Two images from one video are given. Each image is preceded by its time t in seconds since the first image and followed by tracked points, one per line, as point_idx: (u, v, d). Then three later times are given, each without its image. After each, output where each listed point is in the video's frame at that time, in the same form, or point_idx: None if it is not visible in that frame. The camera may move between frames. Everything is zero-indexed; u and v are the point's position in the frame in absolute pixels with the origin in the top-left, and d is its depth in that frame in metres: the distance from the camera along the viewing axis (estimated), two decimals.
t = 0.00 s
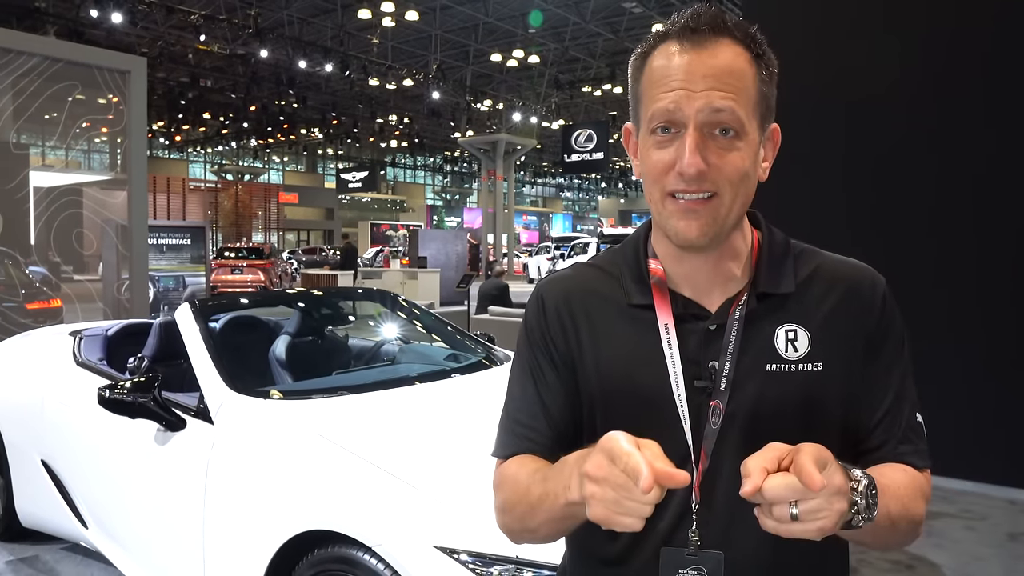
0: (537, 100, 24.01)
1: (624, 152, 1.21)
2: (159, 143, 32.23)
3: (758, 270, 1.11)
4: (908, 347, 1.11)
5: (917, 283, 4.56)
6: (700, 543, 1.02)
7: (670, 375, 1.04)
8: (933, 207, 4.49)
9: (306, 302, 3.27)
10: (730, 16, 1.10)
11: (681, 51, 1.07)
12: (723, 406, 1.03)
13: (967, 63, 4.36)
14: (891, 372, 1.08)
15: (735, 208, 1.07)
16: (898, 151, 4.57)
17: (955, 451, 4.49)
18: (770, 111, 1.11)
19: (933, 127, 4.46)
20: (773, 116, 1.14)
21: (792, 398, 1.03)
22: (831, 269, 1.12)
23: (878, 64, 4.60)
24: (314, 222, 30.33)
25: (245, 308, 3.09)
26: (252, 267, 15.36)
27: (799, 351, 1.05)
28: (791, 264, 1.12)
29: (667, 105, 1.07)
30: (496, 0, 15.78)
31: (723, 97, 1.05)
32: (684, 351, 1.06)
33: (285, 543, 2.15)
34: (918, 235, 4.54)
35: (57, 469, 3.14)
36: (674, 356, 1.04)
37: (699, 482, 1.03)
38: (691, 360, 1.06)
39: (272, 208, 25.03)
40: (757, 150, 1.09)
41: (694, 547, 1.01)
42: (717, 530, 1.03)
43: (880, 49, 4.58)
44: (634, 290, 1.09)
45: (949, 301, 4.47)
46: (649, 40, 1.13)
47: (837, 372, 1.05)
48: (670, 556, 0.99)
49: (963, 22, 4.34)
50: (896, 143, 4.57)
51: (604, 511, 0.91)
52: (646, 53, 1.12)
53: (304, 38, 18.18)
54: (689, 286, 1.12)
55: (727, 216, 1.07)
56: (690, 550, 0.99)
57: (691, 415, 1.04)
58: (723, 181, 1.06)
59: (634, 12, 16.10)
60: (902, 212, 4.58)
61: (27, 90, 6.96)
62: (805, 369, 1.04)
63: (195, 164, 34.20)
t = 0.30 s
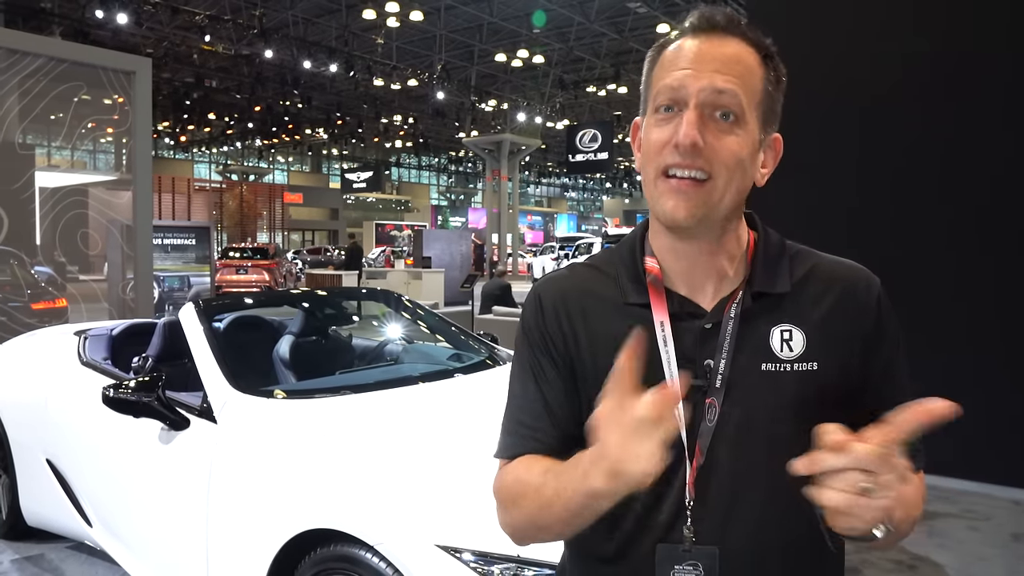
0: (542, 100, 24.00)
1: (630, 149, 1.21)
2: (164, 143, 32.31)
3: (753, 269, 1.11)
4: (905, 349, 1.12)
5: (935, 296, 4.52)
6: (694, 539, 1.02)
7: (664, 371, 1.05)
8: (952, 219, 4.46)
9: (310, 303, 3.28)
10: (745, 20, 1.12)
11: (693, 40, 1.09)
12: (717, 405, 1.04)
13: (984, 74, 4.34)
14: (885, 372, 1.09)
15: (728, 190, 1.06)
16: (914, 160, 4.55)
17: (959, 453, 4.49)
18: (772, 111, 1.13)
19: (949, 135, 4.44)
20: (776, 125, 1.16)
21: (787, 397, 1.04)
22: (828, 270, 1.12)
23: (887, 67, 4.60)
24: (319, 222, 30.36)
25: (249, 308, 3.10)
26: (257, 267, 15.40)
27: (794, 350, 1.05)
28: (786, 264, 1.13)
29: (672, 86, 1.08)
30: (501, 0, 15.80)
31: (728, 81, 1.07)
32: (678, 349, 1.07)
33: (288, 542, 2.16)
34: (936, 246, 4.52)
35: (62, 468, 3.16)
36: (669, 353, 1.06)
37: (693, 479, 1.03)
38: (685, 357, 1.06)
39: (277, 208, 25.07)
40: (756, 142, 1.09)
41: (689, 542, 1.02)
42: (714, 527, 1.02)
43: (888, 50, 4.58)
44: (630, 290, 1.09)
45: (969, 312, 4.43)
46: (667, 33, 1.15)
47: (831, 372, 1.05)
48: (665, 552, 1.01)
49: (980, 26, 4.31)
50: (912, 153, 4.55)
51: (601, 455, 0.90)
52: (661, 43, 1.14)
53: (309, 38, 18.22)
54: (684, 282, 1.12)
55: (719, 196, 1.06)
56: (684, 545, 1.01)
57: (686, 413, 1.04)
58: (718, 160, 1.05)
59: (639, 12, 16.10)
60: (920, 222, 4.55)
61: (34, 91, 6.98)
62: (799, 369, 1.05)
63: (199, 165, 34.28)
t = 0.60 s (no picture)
0: (546, 100, 24.00)
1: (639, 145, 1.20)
2: (169, 144, 32.41)
3: (762, 271, 1.11)
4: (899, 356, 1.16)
5: (928, 286, 4.59)
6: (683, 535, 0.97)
7: (671, 372, 1.02)
8: (944, 211, 4.53)
9: (313, 302, 3.29)
10: (755, 18, 1.10)
11: (705, 43, 1.06)
12: (723, 406, 1.02)
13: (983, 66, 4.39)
14: (880, 380, 1.13)
15: (739, 202, 1.07)
16: (911, 151, 4.60)
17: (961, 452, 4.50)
18: (783, 111, 1.11)
19: (945, 127, 4.49)
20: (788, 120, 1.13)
21: (793, 399, 1.04)
22: (833, 276, 1.13)
23: (889, 67, 4.65)
24: (323, 222, 30.41)
25: (252, 308, 3.11)
26: (261, 267, 15.44)
27: (800, 354, 1.05)
28: (792, 269, 1.13)
29: (683, 92, 1.07)
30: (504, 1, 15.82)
31: (740, 90, 1.05)
32: (685, 349, 1.04)
33: (289, 540, 2.16)
34: (932, 237, 4.57)
35: (66, 467, 3.17)
36: (677, 354, 1.02)
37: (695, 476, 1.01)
38: (693, 357, 1.03)
39: (281, 208, 25.11)
40: (767, 149, 1.09)
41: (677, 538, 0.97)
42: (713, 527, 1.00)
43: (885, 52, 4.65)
44: (640, 287, 1.07)
45: (961, 303, 4.50)
46: (676, 32, 1.12)
47: (833, 378, 1.06)
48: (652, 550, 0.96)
49: (978, 26, 4.38)
50: (909, 145, 4.61)
51: (685, 527, 0.85)
52: (672, 44, 1.11)
53: (313, 38, 18.25)
54: (692, 281, 1.10)
55: (730, 208, 1.06)
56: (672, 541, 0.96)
57: (690, 412, 1.02)
58: (729, 173, 1.05)
59: (642, 12, 16.11)
60: (914, 213, 4.61)
61: (38, 91, 7.01)
62: (803, 373, 1.05)
63: (204, 165, 34.37)
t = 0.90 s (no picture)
0: (552, 100, 23.98)
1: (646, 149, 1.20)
2: (177, 144, 32.52)
3: (769, 272, 1.11)
4: (906, 357, 1.15)
5: (927, 289, 4.60)
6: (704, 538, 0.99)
7: (680, 372, 1.02)
8: (944, 215, 4.53)
9: (319, 302, 3.30)
10: (759, 21, 1.09)
11: (710, 52, 1.06)
12: (731, 405, 1.02)
13: (985, 67, 4.37)
14: (888, 383, 1.13)
15: (747, 209, 1.07)
16: (912, 154, 4.60)
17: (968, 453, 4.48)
18: (789, 114, 1.11)
19: (945, 129, 4.49)
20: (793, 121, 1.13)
21: (799, 399, 1.04)
22: (840, 276, 1.13)
23: (893, 66, 4.63)
24: (330, 222, 30.47)
25: (259, 308, 3.13)
26: (268, 267, 15.49)
27: (806, 355, 1.05)
28: (799, 270, 1.13)
29: (690, 102, 1.06)
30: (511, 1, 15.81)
31: (746, 98, 1.05)
32: (693, 348, 1.04)
33: (294, 539, 2.17)
34: (932, 240, 4.57)
35: (73, 466, 3.19)
36: (685, 353, 1.02)
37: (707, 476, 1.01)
38: (701, 357, 1.04)
39: (288, 208, 25.16)
40: (774, 154, 1.09)
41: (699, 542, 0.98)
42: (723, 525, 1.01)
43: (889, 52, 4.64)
44: (647, 287, 1.07)
45: (961, 306, 4.50)
46: (678, 39, 1.12)
47: (839, 378, 1.06)
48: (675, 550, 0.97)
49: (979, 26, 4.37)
50: (910, 147, 4.60)
51: (694, 541, 0.87)
52: (675, 50, 1.11)
53: (319, 38, 18.28)
54: (699, 282, 1.10)
55: (739, 217, 1.06)
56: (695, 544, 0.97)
57: (698, 412, 1.02)
58: (738, 182, 1.05)
59: (649, 11, 16.07)
60: (914, 215, 4.61)
61: (47, 92, 7.04)
62: (810, 374, 1.05)
63: (211, 165, 34.48)
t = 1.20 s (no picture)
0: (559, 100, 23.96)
1: (639, 164, 1.19)
2: (185, 144, 32.66)
3: (773, 273, 1.10)
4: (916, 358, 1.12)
5: (931, 292, 4.60)
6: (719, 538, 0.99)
7: (686, 375, 1.02)
8: (946, 215, 4.53)
9: (325, 302, 3.31)
10: (732, 23, 1.13)
11: (699, 44, 1.09)
12: (738, 405, 1.01)
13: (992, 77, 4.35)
14: (897, 386, 1.10)
15: (763, 181, 1.05)
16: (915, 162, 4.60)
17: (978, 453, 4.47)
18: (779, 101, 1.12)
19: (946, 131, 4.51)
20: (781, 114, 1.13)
21: (804, 402, 1.02)
22: (846, 277, 1.11)
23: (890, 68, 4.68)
24: (337, 222, 30.55)
25: (266, 308, 3.14)
26: (275, 267, 15.56)
27: (811, 357, 1.04)
28: (804, 270, 1.11)
29: (690, 88, 1.07)
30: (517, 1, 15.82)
31: (744, 77, 1.06)
32: (698, 350, 1.04)
33: (300, 539, 2.18)
34: (936, 247, 4.56)
35: (81, 464, 3.22)
36: (690, 355, 1.02)
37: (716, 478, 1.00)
38: (705, 359, 1.03)
39: (295, 208, 25.22)
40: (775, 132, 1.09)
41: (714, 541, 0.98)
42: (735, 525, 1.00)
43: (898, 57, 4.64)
44: (651, 290, 1.07)
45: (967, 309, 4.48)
46: (662, 47, 1.15)
47: (845, 381, 1.04)
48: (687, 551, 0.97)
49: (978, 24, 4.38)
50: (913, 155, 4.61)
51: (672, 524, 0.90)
52: (664, 54, 1.13)
53: (326, 39, 18.31)
54: (706, 284, 1.10)
55: (757, 185, 1.04)
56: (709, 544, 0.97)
57: (706, 414, 1.01)
58: (751, 152, 1.04)
59: (656, 11, 16.04)
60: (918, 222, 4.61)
61: (56, 92, 7.08)
62: (816, 376, 1.03)
63: (219, 165, 34.61)
